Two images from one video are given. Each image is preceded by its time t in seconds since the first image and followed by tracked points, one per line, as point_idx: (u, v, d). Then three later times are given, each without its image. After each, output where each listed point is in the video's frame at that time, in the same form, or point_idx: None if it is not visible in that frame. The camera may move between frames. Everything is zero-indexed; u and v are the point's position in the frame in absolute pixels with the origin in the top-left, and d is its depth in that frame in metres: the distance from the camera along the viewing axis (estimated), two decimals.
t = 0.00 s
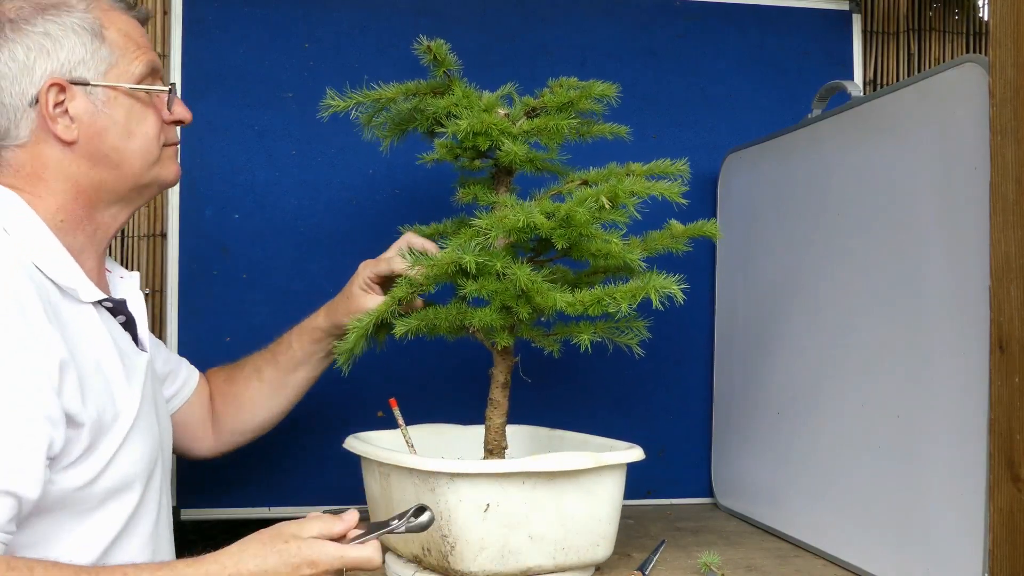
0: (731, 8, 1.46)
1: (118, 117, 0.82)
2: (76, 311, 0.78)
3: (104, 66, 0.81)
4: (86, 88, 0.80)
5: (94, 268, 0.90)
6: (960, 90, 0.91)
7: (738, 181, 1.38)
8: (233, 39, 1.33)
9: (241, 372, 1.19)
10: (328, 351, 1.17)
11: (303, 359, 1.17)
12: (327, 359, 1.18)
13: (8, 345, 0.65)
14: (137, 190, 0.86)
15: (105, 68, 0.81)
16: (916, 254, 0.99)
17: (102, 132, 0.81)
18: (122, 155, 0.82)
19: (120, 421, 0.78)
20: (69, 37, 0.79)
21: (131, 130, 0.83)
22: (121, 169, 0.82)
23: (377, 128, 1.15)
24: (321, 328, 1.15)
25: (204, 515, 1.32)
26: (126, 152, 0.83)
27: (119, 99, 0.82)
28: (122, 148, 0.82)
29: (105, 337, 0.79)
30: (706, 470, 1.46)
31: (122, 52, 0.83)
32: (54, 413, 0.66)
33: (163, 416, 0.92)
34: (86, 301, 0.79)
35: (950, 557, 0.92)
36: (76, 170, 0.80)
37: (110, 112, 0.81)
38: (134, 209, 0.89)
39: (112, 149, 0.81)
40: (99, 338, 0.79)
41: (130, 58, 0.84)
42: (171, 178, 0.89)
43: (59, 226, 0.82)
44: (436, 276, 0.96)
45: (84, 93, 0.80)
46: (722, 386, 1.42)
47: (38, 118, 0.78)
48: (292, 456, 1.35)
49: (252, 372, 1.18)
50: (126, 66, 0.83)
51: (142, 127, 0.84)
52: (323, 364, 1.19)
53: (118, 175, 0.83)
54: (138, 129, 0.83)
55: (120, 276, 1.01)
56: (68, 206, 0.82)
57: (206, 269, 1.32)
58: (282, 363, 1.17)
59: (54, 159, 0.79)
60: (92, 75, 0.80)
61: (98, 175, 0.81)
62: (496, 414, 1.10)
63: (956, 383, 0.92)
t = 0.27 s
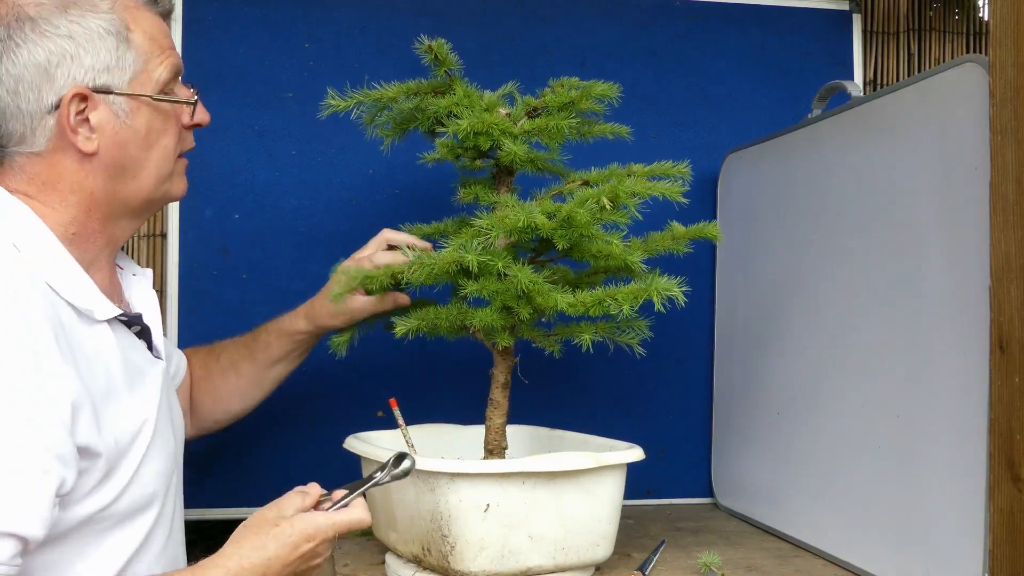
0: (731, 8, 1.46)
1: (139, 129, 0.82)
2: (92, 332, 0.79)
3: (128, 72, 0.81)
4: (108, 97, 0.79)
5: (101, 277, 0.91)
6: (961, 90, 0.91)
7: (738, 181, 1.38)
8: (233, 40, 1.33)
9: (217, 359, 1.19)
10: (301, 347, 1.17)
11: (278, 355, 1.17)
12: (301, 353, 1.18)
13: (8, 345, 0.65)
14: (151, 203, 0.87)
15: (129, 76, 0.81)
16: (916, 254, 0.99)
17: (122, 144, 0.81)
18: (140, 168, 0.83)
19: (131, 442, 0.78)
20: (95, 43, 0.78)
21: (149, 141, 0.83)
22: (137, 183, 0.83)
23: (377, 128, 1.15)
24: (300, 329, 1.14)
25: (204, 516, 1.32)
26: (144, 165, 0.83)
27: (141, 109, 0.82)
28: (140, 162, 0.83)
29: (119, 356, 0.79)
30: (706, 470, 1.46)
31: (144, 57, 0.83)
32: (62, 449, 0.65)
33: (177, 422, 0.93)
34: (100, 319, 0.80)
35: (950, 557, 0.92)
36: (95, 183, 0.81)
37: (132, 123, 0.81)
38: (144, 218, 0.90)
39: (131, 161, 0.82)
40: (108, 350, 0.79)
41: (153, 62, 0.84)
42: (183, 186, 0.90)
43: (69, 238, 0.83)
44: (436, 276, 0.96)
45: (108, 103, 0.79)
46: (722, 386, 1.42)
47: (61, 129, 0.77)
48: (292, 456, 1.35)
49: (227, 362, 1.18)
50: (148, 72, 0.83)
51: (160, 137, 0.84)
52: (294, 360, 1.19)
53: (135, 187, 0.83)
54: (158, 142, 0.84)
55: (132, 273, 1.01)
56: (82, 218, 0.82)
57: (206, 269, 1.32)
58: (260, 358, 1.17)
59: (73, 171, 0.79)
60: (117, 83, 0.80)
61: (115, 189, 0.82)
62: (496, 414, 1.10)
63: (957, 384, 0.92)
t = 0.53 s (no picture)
0: (731, 8, 1.46)
1: (113, 140, 0.82)
2: (66, 349, 0.79)
3: (106, 81, 0.80)
4: (83, 107, 0.79)
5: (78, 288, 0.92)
6: (961, 90, 0.91)
7: (738, 181, 1.38)
8: (233, 40, 1.33)
9: (223, 309, 1.19)
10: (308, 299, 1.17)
11: (285, 303, 1.16)
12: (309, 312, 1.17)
13: None
14: (122, 212, 0.87)
15: (106, 88, 0.80)
16: (916, 254, 0.99)
17: (94, 156, 0.81)
18: (113, 178, 0.83)
19: (123, 461, 0.80)
20: (73, 50, 0.78)
21: (123, 151, 0.83)
22: (108, 193, 0.83)
23: (377, 127, 1.15)
24: (309, 277, 1.14)
25: (204, 516, 1.33)
26: (116, 175, 0.83)
27: (116, 120, 0.81)
28: (112, 173, 0.83)
29: (99, 370, 0.80)
30: (706, 470, 1.46)
31: (125, 65, 0.82)
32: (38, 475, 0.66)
33: (165, 417, 0.93)
34: (78, 335, 0.80)
35: (950, 557, 0.92)
36: (63, 195, 0.81)
37: (106, 135, 0.81)
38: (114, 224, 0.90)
39: (104, 172, 0.82)
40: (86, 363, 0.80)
41: (133, 70, 0.83)
42: (155, 192, 0.91)
43: (35, 251, 0.83)
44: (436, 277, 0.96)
45: (82, 114, 0.79)
46: (722, 386, 1.42)
47: (31, 140, 0.77)
48: (291, 456, 1.35)
49: (235, 310, 1.18)
50: (128, 80, 0.83)
51: (134, 148, 0.84)
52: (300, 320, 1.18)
53: (106, 196, 0.83)
54: (132, 153, 0.84)
55: (111, 268, 1.01)
56: (50, 228, 0.83)
57: (206, 269, 1.32)
58: (266, 306, 1.17)
59: (43, 183, 0.80)
60: (95, 91, 0.80)
61: (86, 199, 0.82)
62: (496, 414, 1.10)
63: (957, 384, 0.92)
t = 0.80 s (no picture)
0: (732, 8, 1.46)
1: (57, 169, 0.75)
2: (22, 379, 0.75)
3: (52, 107, 0.74)
4: (25, 135, 0.73)
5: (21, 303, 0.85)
6: (961, 91, 0.91)
7: (738, 181, 1.38)
8: (234, 40, 1.33)
9: (217, 231, 1.14)
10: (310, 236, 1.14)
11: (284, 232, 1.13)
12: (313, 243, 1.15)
13: None
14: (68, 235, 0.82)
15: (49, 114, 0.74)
16: (916, 254, 0.99)
17: (35, 183, 0.75)
18: (56, 204, 0.77)
19: (92, 488, 0.75)
20: (19, 75, 0.71)
21: (68, 178, 0.77)
22: (52, 219, 0.78)
23: (376, 127, 1.14)
24: (317, 207, 1.12)
25: (203, 516, 1.32)
26: (60, 201, 0.78)
27: (60, 146, 0.75)
28: (55, 199, 0.77)
29: (60, 394, 0.76)
30: (706, 470, 1.46)
31: (75, 89, 0.76)
32: None
33: (126, 398, 0.91)
34: (32, 361, 0.76)
35: (950, 557, 0.92)
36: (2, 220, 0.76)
37: (49, 162, 0.75)
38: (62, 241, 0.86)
39: (45, 200, 0.76)
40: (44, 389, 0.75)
41: (83, 93, 0.76)
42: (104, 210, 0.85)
43: None
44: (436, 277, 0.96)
45: (21, 141, 0.73)
46: (722, 386, 1.42)
47: None
48: (292, 456, 1.35)
49: (230, 233, 1.14)
50: (78, 104, 0.76)
51: (82, 173, 0.78)
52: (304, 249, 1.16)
53: (49, 222, 0.78)
54: (76, 177, 0.77)
55: (60, 264, 0.94)
56: None
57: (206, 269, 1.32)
58: (269, 232, 1.13)
59: None
60: (40, 119, 0.73)
61: (28, 223, 0.77)
62: (496, 414, 1.10)
63: (956, 386, 0.92)
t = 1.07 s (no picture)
0: (731, 8, 1.46)
1: None
2: None
3: None
4: None
5: None
6: (962, 91, 0.91)
7: (738, 182, 1.38)
8: (234, 40, 1.33)
9: (188, 210, 1.02)
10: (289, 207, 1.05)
11: (261, 203, 1.02)
12: (286, 215, 1.05)
13: None
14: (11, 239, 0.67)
15: None
16: (915, 254, 0.99)
17: None
18: None
19: (54, 495, 0.60)
20: None
21: (10, 179, 0.63)
22: None
23: (376, 127, 1.14)
24: (291, 178, 1.02)
25: (203, 515, 1.32)
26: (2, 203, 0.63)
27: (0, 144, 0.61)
28: None
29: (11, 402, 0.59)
30: (706, 470, 1.46)
31: (16, 81, 0.62)
32: None
33: (88, 394, 0.75)
34: None
35: (950, 557, 0.92)
36: None
37: None
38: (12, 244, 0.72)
39: None
40: None
41: (25, 86, 0.63)
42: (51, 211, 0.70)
43: None
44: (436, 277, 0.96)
45: None
46: (722, 386, 1.42)
47: None
48: (292, 456, 1.35)
49: (202, 211, 1.02)
50: (20, 99, 0.63)
51: (26, 171, 0.64)
52: (280, 221, 1.05)
53: None
54: (20, 176, 0.64)
55: (15, 264, 0.74)
56: None
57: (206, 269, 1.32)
58: (241, 207, 1.02)
59: None
60: None
61: None
62: (496, 414, 1.10)
63: (956, 386, 0.92)
